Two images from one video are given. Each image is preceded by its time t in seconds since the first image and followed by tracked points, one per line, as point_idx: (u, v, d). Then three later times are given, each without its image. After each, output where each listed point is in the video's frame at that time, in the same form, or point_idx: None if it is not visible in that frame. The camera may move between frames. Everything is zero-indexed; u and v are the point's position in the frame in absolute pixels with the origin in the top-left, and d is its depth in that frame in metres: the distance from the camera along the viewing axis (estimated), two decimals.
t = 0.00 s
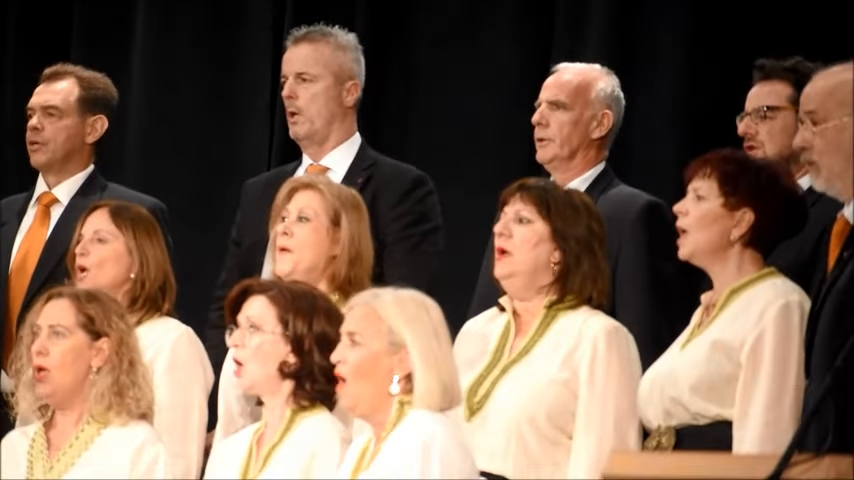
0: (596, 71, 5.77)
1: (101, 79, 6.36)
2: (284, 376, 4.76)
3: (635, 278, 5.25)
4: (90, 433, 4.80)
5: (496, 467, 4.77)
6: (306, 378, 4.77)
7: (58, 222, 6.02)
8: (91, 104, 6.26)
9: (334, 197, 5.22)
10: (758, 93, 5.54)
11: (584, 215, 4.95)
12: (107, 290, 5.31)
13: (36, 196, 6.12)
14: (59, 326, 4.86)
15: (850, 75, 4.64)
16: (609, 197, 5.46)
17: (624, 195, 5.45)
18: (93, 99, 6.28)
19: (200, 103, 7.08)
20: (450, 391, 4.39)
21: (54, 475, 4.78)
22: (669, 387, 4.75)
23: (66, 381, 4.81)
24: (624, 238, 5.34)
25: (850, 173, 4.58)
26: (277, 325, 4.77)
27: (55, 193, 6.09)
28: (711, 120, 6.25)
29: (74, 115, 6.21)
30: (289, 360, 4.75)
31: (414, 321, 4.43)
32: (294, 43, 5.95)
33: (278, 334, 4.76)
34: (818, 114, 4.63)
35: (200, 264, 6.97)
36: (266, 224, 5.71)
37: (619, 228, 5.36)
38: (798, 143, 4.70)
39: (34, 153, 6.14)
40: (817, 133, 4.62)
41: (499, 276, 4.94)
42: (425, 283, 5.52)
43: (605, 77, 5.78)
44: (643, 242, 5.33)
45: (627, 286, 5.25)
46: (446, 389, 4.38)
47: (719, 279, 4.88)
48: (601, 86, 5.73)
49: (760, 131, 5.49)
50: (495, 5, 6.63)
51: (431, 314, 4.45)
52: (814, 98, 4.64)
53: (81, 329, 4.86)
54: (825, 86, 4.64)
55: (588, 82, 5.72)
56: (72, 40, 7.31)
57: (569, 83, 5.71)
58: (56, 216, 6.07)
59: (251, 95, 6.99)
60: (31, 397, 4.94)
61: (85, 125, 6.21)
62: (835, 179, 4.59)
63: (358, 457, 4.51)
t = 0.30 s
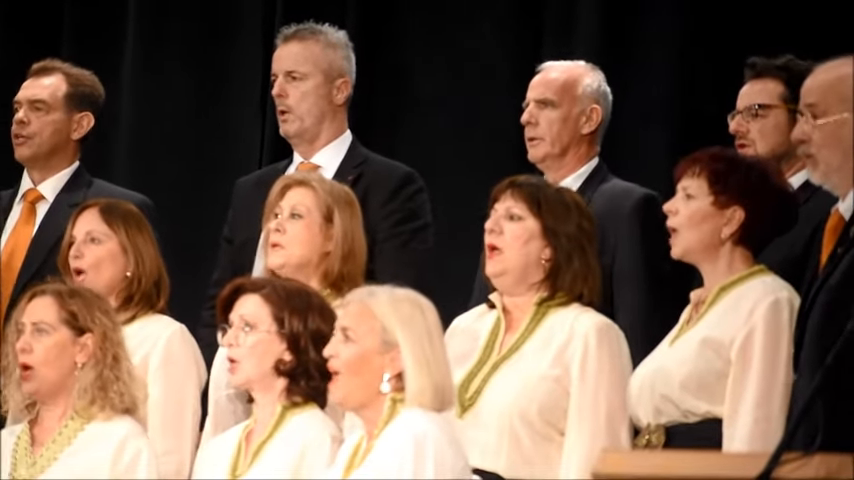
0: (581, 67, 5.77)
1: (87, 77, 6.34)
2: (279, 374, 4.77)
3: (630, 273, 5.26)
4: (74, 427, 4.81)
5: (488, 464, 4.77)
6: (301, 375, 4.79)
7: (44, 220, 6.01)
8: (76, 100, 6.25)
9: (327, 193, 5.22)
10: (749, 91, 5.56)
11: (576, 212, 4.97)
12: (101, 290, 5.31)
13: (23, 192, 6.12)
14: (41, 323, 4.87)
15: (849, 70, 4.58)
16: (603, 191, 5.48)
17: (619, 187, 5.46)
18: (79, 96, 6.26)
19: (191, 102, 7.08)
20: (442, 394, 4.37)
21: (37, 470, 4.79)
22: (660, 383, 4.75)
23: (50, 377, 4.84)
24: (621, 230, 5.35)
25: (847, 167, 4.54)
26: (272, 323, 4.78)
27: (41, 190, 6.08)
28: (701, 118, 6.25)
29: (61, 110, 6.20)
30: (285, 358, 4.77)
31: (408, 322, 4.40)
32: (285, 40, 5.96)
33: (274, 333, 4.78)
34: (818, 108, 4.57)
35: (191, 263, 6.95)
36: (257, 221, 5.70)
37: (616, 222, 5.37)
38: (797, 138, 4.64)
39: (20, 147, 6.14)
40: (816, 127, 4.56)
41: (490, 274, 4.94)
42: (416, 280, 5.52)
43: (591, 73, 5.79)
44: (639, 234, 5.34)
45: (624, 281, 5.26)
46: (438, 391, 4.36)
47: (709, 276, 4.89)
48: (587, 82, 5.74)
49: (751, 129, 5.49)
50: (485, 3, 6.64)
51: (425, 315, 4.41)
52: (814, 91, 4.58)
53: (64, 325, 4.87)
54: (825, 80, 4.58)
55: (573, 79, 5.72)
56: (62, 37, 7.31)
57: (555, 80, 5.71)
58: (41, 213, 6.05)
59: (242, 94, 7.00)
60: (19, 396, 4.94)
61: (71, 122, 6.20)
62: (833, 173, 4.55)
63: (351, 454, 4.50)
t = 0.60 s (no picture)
0: (578, 62, 5.76)
1: (76, 73, 6.33)
2: (269, 371, 4.77)
3: (637, 260, 5.29)
4: (59, 427, 4.85)
5: (483, 462, 4.77)
6: (291, 372, 4.79)
7: (34, 218, 6.01)
8: (66, 98, 6.25)
9: (317, 190, 5.22)
10: (740, 90, 5.56)
11: (568, 210, 4.97)
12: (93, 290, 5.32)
13: (12, 191, 6.12)
14: (26, 321, 4.90)
15: (830, 68, 4.60)
16: (604, 186, 5.49)
17: (621, 180, 5.47)
18: (69, 93, 6.26)
19: (183, 102, 7.08)
20: (435, 394, 4.38)
21: (22, 470, 4.85)
22: (652, 381, 4.75)
23: (35, 375, 4.87)
24: (624, 222, 5.37)
25: (826, 164, 4.58)
26: (261, 320, 4.78)
27: (30, 188, 6.08)
28: (692, 114, 6.26)
29: (50, 108, 6.20)
30: (274, 355, 4.77)
31: (403, 321, 4.42)
32: (276, 39, 5.96)
33: (263, 330, 4.77)
34: (798, 107, 4.61)
35: (186, 264, 6.99)
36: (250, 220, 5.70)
37: (619, 214, 5.39)
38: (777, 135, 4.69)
39: (8, 145, 6.13)
40: (796, 126, 4.60)
41: (487, 275, 4.95)
42: (407, 277, 5.53)
43: (587, 67, 5.78)
44: (644, 222, 5.36)
45: (630, 270, 5.28)
46: (432, 390, 4.38)
47: (702, 274, 4.88)
48: (585, 78, 5.73)
49: (743, 128, 5.50)
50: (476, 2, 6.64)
51: (421, 314, 4.44)
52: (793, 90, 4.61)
53: (48, 323, 4.90)
54: (806, 77, 4.60)
55: (571, 75, 5.72)
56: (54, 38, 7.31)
57: (552, 78, 5.70)
58: (31, 212, 6.05)
59: (235, 94, 7.01)
60: (8, 395, 4.99)
61: (61, 119, 6.20)
62: (813, 172, 4.59)
63: (344, 453, 4.49)
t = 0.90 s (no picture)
0: (577, 60, 5.78)
1: (69, 74, 6.34)
2: (260, 369, 4.78)
3: (635, 257, 5.31)
4: (48, 426, 4.86)
5: (478, 461, 4.79)
6: (282, 370, 4.79)
7: (24, 216, 6.02)
8: (56, 96, 6.25)
9: (303, 188, 5.23)
10: (730, 88, 5.58)
11: (560, 207, 4.98)
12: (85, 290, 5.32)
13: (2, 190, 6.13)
14: (13, 319, 4.91)
15: (801, 70, 4.63)
16: (600, 183, 5.51)
17: (617, 177, 5.49)
18: (60, 91, 6.27)
19: (174, 102, 7.09)
20: (431, 395, 4.39)
21: (9, 468, 4.87)
22: (645, 379, 4.77)
23: (23, 374, 4.88)
24: (621, 218, 5.39)
25: (805, 163, 4.57)
26: (252, 318, 4.79)
27: (20, 187, 6.09)
28: (682, 113, 6.28)
29: (40, 105, 6.21)
30: (265, 353, 4.77)
31: (401, 322, 4.41)
32: (271, 37, 5.98)
33: (254, 328, 4.78)
34: (773, 110, 4.64)
35: (175, 263, 6.97)
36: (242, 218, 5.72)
37: (615, 212, 5.41)
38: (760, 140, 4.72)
39: None
40: (771, 128, 4.63)
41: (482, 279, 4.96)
42: (400, 276, 5.55)
43: (587, 66, 5.80)
44: (642, 216, 5.39)
45: (628, 268, 5.30)
46: (428, 392, 4.39)
47: (695, 272, 4.90)
48: (583, 75, 5.75)
49: (734, 126, 5.52)
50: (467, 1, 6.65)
51: (419, 316, 4.43)
52: (769, 93, 4.65)
53: (36, 321, 4.91)
54: (779, 80, 4.64)
55: (570, 72, 5.74)
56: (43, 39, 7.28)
57: (550, 75, 5.72)
58: (21, 211, 6.07)
59: (226, 94, 7.01)
60: None
61: (49, 117, 6.21)
62: (792, 172, 4.58)
63: (338, 452, 4.49)
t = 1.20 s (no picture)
0: (574, 60, 5.78)
1: (59, 74, 6.29)
2: (253, 368, 4.78)
3: (631, 255, 5.31)
4: (38, 426, 4.85)
5: (472, 461, 4.78)
6: (275, 370, 4.79)
7: (14, 216, 6.02)
8: (46, 96, 6.21)
9: (290, 188, 5.24)
10: (723, 87, 5.58)
11: (552, 206, 4.98)
12: (72, 286, 5.33)
13: None
14: (5, 318, 4.91)
15: (813, 65, 4.61)
16: (596, 183, 5.51)
17: (613, 177, 5.50)
18: (50, 91, 6.23)
19: (165, 102, 7.09)
20: (424, 395, 4.40)
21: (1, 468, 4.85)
22: (637, 378, 4.77)
23: (14, 372, 4.88)
24: (616, 219, 5.40)
25: (813, 159, 4.56)
26: (246, 318, 4.79)
27: (9, 186, 6.09)
28: (674, 112, 6.28)
29: (30, 105, 6.18)
30: (259, 353, 4.77)
31: (395, 321, 4.42)
32: (263, 36, 5.98)
33: (248, 328, 4.78)
34: (783, 102, 4.62)
35: (166, 260, 6.98)
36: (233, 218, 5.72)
37: (611, 213, 5.42)
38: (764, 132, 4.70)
39: None
40: (780, 121, 4.61)
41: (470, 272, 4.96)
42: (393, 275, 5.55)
43: (583, 66, 5.80)
44: (637, 216, 5.39)
45: (624, 267, 5.31)
46: (421, 392, 4.39)
47: (687, 271, 4.90)
48: (579, 75, 5.76)
49: (727, 126, 5.53)
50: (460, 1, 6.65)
51: (413, 316, 4.45)
52: (780, 86, 4.63)
53: (28, 320, 4.91)
54: (789, 74, 4.62)
55: (566, 72, 5.74)
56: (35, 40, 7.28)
57: (547, 74, 5.72)
58: (10, 210, 6.06)
59: (217, 93, 7.01)
60: None
61: (39, 117, 6.17)
62: (799, 169, 4.57)
63: (331, 451, 4.50)
